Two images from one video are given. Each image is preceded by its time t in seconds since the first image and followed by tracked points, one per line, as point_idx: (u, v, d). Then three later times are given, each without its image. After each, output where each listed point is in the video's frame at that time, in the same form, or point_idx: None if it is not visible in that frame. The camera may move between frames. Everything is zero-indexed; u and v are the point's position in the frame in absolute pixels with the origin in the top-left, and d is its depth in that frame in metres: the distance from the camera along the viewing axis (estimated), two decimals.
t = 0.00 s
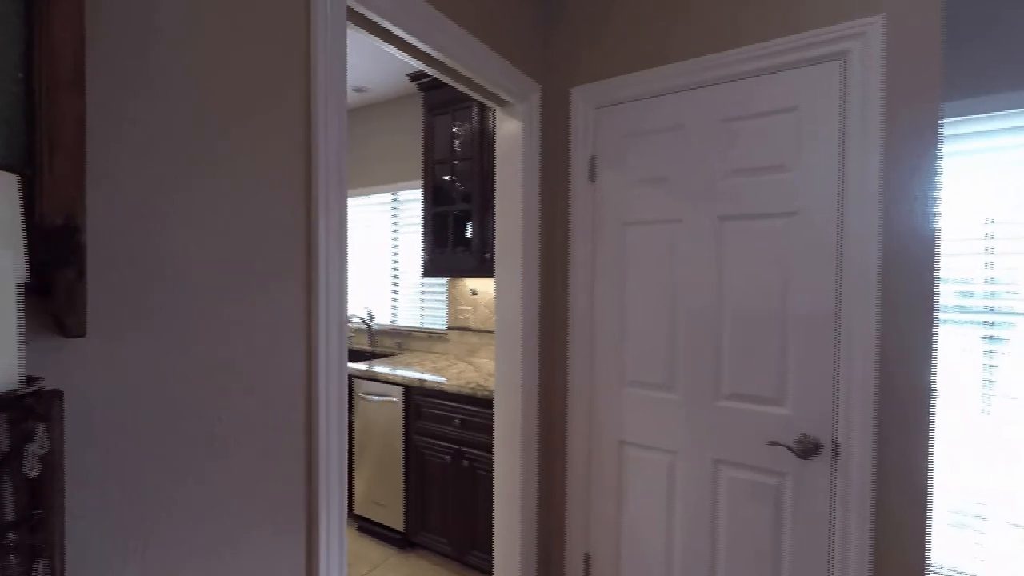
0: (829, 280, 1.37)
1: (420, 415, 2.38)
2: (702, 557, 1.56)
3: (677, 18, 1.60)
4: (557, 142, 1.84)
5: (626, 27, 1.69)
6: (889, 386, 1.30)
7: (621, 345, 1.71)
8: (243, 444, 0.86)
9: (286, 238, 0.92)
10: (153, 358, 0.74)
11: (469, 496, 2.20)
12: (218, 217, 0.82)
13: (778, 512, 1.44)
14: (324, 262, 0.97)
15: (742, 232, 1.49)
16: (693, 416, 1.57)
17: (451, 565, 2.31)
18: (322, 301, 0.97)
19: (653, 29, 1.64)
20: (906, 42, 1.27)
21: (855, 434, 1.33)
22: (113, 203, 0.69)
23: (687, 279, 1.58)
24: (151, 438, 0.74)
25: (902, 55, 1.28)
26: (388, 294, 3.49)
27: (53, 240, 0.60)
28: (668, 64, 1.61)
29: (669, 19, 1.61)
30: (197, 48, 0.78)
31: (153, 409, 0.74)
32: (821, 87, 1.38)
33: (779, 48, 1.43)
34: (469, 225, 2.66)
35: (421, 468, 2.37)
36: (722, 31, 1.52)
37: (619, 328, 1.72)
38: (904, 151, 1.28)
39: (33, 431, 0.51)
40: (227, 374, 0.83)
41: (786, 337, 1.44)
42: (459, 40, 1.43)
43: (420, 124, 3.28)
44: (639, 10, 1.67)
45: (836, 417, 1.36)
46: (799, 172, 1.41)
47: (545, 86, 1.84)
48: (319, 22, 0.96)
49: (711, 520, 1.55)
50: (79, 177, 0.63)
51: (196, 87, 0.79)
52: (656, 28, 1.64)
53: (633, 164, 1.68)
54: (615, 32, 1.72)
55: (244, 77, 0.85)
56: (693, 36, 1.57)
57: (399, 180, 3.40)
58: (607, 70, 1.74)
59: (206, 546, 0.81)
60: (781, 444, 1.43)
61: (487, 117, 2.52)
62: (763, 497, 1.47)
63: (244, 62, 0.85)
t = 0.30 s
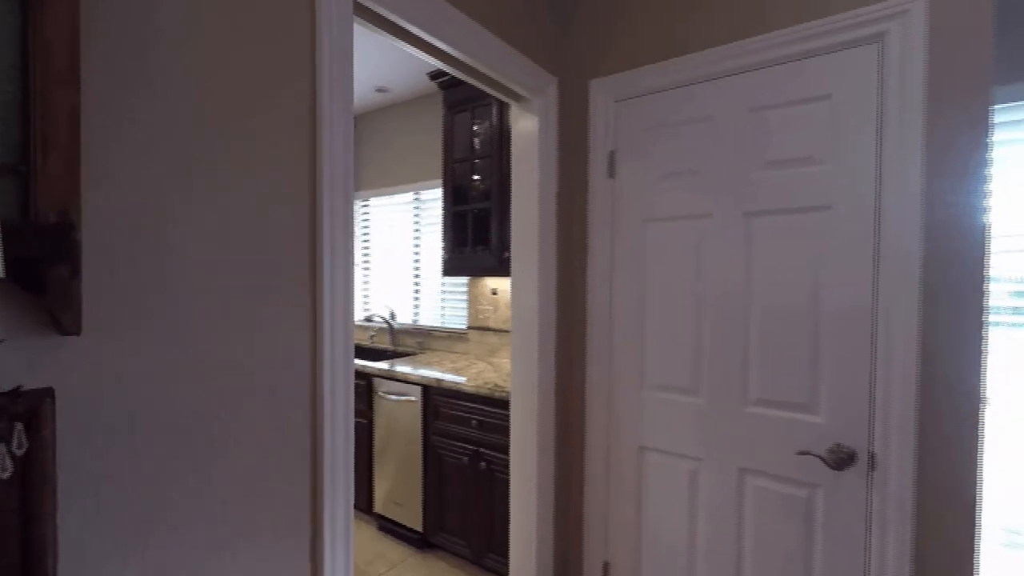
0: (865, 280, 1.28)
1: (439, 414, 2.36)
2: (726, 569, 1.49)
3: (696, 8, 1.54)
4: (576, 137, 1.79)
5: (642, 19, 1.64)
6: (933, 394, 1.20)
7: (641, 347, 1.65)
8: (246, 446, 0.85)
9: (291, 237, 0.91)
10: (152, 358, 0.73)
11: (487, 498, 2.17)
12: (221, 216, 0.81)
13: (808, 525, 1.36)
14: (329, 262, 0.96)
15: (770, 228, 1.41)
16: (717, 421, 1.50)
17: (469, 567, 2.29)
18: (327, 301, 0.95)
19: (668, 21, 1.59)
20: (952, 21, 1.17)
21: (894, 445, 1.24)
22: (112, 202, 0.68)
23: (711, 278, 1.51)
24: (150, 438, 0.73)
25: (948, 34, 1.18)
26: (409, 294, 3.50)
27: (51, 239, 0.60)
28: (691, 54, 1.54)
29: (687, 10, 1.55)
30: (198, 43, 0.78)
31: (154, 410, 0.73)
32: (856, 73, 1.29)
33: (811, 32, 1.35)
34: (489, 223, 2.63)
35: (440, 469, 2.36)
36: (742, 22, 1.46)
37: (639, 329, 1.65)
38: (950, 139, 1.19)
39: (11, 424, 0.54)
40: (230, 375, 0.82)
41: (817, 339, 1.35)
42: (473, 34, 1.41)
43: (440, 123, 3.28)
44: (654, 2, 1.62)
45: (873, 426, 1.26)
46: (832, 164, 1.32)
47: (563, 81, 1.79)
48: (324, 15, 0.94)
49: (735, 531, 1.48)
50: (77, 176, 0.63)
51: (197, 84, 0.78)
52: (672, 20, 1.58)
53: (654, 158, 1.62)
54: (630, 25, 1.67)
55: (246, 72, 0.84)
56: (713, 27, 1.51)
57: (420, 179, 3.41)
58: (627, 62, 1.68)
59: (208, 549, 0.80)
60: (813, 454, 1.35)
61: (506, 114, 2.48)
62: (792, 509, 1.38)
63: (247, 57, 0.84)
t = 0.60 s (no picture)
0: (900, 276, 1.20)
1: (456, 413, 2.36)
2: None
3: (699, 8, 1.51)
4: (593, 131, 1.75)
5: (645, 19, 1.62)
6: (977, 397, 1.12)
7: (661, 346, 1.60)
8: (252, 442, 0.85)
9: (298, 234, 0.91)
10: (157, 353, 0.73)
11: (504, 498, 2.15)
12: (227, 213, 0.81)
13: (838, 535, 1.29)
14: (337, 258, 0.95)
15: (797, 222, 1.35)
16: (740, 423, 1.44)
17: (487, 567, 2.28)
18: (335, 297, 0.95)
19: (670, 21, 1.57)
20: None
21: (933, 451, 1.16)
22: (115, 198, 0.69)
23: (734, 274, 1.45)
24: (155, 433, 0.73)
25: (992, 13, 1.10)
26: (430, 292, 3.51)
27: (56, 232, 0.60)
28: (698, 46, 1.51)
29: (689, 10, 1.53)
30: (203, 40, 0.78)
31: (159, 406, 0.74)
32: (890, 56, 1.21)
33: (841, 14, 1.27)
34: (507, 221, 2.61)
35: (458, 467, 2.35)
36: (752, 17, 1.42)
37: (659, 328, 1.60)
38: (995, 124, 1.10)
39: (6, 414, 0.55)
40: (236, 372, 0.82)
41: (848, 339, 1.28)
42: (489, 29, 1.39)
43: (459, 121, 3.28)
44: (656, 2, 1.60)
45: (909, 431, 1.19)
46: (864, 154, 1.25)
47: (579, 74, 1.75)
48: (330, 9, 0.94)
49: (759, 539, 1.41)
50: (81, 170, 0.63)
51: (203, 81, 0.78)
52: (675, 21, 1.56)
53: (674, 152, 1.56)
54: (632, 26, 1.65)
55: (252, 68, 0.84)
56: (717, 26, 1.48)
57: (440, 178, 3.42)
58: (645, 53, 1.63)
59: (213, 544, 0.81)
60: (843, 459, 1.27)
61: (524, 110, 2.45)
62: (821, 517, 1.31)
63: (253, 52, 0.84)
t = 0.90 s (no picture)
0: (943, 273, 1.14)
1: (478, 411, 2.36)
2: None
3: (699, 8, 1.52)
4: (616, 125, 1.72)
5: (647, 19, 1.64)
6: None
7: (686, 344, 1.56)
8: (272, 435, 0.86)
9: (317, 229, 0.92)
10: (179, 346, 0.75)
11: (525, 497, 2.14)
12: (247, 208, 0.82)
13: (874, 544, 1.23)
14: (354, 253, 0.96)
15: (829, 216, 1.29)
16: (769, 426, 1.39)
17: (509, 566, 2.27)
18: (353, 292, 0.96)
19: (670, 21, 1.58)
20: None
21: (979, 459, 1.08)
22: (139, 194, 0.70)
23: (763, 271, 1.40)
24: (177, 424, 0.75)
25: None
26: (453, 291, 3.52)
27: (81, 225, 0.62)
28: (720, 36, 1.47)
29: (689, 11, 1.54)
30: (225, 38, 0.79)
31: (182, 396, 0.75)
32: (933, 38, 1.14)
33: None
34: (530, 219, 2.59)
35: (480, 465, 2.35)
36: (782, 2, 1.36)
37: (684, 326, 1.56)
38: None
39: (29, 398, 0.56)
40: (257, 365, 0.84)
41: (885, 339, 1.21)
42: (510, 23, 1.37)
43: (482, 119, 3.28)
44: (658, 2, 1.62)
45: (953, 437, 1.12)
46: (904, 143, 1.18)
47: (602, 68, 1.72)
48: (349, 6, 0.94)
49: (789, 546, 1.36)
50: (104, 164, 0.64)
51: (223, 78, 0.79)
52: (674, 21, 1.58)
53: (700, 145, 1.52)
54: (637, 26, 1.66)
55: (272, 66, 0.85)
56: (716, 26, 1.48)
57: (463, 177, 3.43)
58: (670, 43, 1.59)
59: (233, 535, 0.82)
60: (879, 465, 1.21)
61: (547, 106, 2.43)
62: (855, 525, 1.25)
63: (272, 49, 0.85)
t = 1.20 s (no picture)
0: (980, 269, 1.08)
1: (500, 408, 2.38)
2: None
3: (699, 8, 1.54)
4: (638, 121, 1.70)
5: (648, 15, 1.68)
6: None
7: (709, 342, 1.53)
8: (294, 423, 0.90)
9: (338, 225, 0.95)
10: (208, 337, 0.79)
11: (547, 495, 2.14)
12: (272, 205, 0.86)
13: (908, 553, 1.17)
14: (374, 249, 0.99)
15: (860, 210, 1.24)
16: (796, 427, 1.35)
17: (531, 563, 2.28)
18: (372, 286, 0.99)
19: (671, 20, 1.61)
20: None
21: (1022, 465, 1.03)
22: (169, 190, 0.74)
23: (790, 267, 1.36)
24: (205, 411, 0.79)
25: None
26: (478, 289, 3.55)
27: (116, 219, 0.66)
28: (746, 27, 1.43)
29: (690, 11, 1.57)
30: (252, 43, 0.83)
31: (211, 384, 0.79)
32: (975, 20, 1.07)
33: None
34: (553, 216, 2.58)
35: (502, 462, 2.37)
36: None
37: (709, 323, 1.53)
38: None
39: (65, 383, 0.58)
40: (281, 356, 0.88)
41: (921, 338, 1.15)
42: (530, 20, 1.37)
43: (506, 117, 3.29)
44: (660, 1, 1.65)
45: (994, 441, 1.06)
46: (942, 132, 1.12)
47: (625, 62, 1.70)
48: (370, 9, 0.97)
49: (817, 551, 1.32)
50: (136, 161, 0.68)
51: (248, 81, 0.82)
52: (676, 19, 1.61)
53: (724, 139, 1.49)
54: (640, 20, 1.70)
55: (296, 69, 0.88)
56: (716, 25, 1.51)
57: (488, 175, 3.45)
58: (694, 36, 1.55)
59: (258, 518, 0.86)
60: (914, 470, 1.16)
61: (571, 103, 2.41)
62: (887, 531, 1.21)
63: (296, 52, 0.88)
